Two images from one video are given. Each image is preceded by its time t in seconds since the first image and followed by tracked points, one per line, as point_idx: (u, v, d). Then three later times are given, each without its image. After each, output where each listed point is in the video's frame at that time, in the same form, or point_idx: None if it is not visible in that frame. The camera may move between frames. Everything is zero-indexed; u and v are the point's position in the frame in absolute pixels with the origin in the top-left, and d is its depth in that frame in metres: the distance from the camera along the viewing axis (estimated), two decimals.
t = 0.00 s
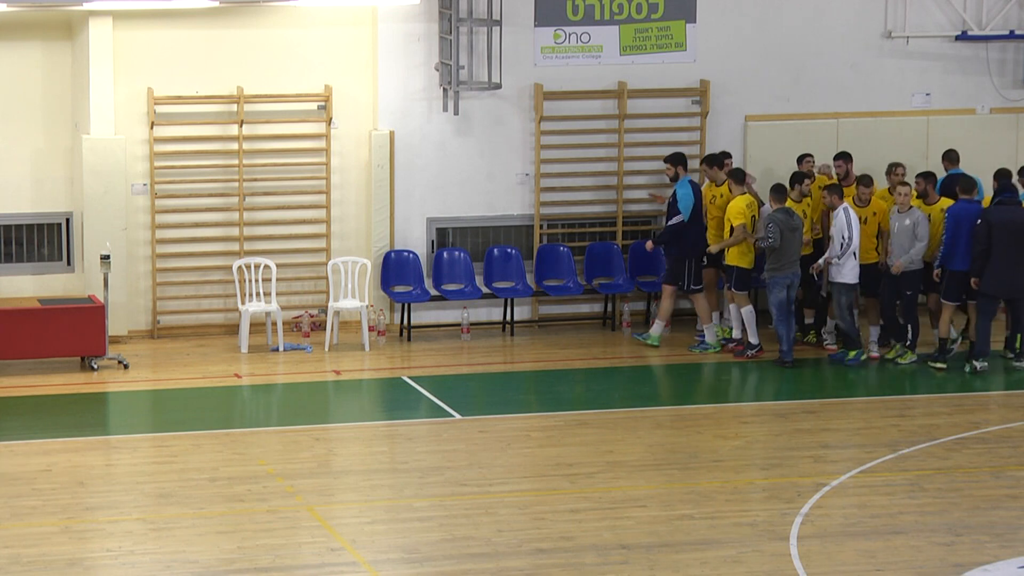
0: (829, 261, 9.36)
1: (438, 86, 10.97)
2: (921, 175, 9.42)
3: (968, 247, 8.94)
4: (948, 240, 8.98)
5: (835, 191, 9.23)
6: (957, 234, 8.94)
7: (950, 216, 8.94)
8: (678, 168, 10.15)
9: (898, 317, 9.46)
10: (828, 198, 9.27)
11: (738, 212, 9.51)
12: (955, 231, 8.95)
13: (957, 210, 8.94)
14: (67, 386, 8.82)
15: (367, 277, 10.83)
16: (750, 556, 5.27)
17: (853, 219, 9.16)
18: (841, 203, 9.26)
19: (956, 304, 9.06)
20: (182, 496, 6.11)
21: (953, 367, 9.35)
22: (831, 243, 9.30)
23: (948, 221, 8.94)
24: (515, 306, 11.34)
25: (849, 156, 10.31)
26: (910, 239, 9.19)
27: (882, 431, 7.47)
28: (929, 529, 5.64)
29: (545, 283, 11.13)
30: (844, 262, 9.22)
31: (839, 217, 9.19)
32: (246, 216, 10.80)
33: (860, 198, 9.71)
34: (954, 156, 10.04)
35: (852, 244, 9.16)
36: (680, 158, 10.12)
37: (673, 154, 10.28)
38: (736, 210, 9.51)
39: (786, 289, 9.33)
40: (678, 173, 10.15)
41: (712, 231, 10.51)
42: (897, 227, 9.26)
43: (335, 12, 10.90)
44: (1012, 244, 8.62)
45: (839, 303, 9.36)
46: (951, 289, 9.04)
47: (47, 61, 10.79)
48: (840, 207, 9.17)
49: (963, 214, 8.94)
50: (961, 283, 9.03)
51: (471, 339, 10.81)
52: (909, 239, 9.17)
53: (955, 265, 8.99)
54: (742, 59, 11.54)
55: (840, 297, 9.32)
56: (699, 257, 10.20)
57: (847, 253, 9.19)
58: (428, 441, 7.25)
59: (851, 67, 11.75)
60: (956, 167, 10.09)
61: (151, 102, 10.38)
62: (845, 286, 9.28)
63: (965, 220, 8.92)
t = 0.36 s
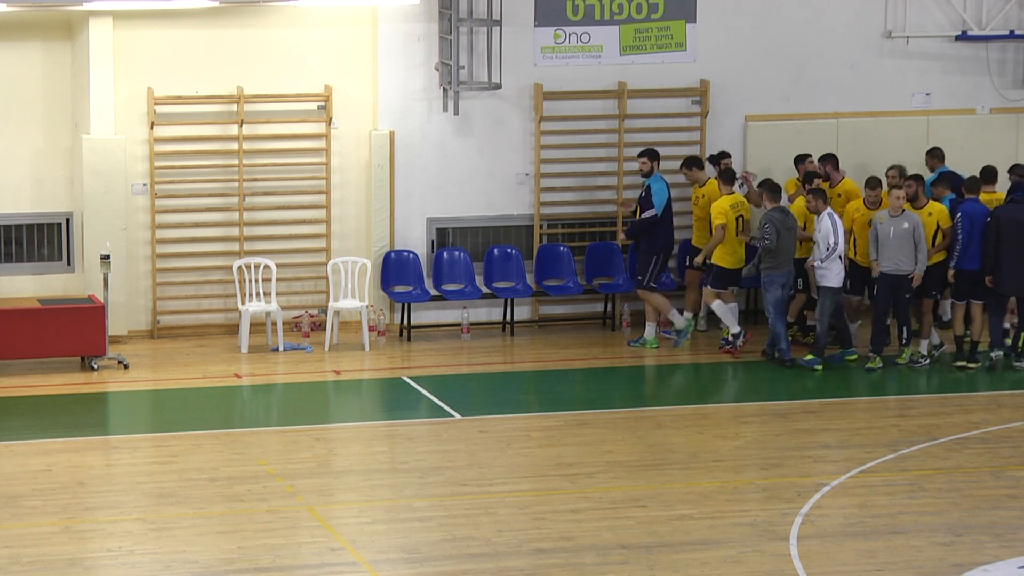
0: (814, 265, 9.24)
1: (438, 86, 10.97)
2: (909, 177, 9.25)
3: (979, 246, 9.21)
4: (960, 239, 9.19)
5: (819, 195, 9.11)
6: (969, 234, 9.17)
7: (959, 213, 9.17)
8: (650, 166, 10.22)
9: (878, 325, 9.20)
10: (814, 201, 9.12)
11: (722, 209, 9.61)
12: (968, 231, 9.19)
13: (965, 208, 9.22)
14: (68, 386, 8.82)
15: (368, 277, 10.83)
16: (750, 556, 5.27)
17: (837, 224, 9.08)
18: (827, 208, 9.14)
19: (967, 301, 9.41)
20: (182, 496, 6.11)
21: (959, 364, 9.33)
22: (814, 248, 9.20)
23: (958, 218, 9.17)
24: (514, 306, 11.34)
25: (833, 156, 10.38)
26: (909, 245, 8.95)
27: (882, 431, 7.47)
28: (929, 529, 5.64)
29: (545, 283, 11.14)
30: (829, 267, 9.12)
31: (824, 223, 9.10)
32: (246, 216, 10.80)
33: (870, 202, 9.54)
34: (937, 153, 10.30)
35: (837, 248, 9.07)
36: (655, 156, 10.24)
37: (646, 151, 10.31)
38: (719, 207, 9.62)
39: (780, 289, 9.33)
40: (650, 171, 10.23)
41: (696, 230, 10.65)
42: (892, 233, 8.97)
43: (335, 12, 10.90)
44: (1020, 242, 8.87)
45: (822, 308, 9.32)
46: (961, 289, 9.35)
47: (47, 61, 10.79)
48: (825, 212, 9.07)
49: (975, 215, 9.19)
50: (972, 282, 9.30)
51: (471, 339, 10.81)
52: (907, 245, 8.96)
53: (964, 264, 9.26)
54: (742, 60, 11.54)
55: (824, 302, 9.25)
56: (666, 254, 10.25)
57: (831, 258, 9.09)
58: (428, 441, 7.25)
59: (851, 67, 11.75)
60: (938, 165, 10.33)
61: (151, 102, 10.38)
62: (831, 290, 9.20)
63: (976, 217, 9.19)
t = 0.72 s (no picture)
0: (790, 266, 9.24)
1: (438, 86, 10.97)
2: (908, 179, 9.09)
3: (979, 246, 9.31)
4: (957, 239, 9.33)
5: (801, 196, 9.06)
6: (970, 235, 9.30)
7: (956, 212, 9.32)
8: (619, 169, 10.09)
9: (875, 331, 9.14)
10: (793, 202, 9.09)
11: (700, 205, 9.86)
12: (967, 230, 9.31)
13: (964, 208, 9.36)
14: (68, 385, 8.82)
15: (368, 277, 10.84)
16: (750, 556, 5.27)
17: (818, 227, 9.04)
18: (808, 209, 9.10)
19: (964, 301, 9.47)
20: (182, 496, 6.11)
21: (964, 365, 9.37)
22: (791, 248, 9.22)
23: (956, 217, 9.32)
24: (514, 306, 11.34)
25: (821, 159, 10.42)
26: (913, 248, 8.76)
27: (881, 432, 7.47)
28: (929, 529, 5.64)
29: (545, 283, 11.14)
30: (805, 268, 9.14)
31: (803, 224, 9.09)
32: (246, 216, 10.80)
33: (869, 205, 9.39)
34: (926, 151, 10.61)
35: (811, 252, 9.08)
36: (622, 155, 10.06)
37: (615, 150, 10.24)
38: (697, 203, 9.89)
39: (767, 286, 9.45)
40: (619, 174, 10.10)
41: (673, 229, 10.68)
42: (901, 236, 8.72)
43: (335, 12, 10.90)
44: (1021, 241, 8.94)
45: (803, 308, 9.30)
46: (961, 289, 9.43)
47: (47, 61, 10.79)
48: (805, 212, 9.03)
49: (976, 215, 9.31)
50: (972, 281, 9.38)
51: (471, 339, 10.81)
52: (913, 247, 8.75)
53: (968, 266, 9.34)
54: (743, 60, 11.54)
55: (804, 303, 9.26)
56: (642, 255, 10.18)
57: (805, 258, 9.10)
58: (428, 441, 7.25)
59: (851, 67, 11.75)
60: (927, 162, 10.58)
61: (151, 102, 10.38)
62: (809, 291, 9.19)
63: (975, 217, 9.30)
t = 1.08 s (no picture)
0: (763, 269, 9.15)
1: (438, 86, 10.97)
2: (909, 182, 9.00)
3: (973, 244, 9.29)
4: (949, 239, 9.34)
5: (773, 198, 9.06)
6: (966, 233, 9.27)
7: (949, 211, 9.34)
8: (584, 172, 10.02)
9: (909, 335, 8.77)
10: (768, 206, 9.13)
11: (683, 204, 10.00)
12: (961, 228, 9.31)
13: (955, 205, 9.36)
14: (68, 386, 8.82)
15: (368, 277, 10.84)
16: (750, 556, 5.27)
17: (787, 229, 8.97)
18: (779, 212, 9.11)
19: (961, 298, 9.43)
20: (182, 496, 6.11)
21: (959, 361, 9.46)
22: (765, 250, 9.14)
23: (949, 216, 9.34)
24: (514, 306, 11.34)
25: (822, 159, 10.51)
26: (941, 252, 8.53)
27: (881, 431, 7.47)
28: (929, 529, 5.64)
29: (545, 283, 11.14)
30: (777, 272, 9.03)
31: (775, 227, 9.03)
32: (246, 216, 10.80)
33: (859, 209, 9.14)
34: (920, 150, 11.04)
35: (779, 253, 8.98)
36: (587, 158, 9.99)
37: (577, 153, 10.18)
38: (679, 201, 10.04)
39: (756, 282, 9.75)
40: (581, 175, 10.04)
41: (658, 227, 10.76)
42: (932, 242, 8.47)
43: (335, 12, 10.90)
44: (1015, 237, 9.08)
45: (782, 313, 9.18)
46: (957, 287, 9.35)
47: (47, 61, 10.79)
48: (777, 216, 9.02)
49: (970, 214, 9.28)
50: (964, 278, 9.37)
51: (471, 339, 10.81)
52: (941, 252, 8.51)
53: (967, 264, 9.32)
54: (743, 59, 11.54)
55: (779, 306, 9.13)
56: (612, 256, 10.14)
57: (774, 260, 8.99)
58: (428, 441, 7.25)
59: (851, 67, 11.75)
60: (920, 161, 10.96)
61: (151, 102, 10.38)
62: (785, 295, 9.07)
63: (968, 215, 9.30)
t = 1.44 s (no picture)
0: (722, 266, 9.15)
1: (438, 86, 10.97)
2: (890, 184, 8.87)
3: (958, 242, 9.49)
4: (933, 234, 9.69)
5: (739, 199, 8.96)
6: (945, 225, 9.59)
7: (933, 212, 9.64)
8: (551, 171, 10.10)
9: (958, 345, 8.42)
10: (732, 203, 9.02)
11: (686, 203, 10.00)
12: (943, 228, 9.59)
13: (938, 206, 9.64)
14: (68, 386, 8.82)
15: (368, 277, 10.84)
16: (750, 556, 5.27)
17: (752, 228, 8.94)
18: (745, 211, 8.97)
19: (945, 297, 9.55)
20: (182, 496, 6.11)
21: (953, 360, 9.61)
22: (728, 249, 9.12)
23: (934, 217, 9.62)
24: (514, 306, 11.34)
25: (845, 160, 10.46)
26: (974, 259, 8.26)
27: (881, 431, 7.47)
28: (929, 529, 5.64)
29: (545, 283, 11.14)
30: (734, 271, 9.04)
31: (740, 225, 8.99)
32: (246, 216, 10.80)
33: (845, 217, 8.80)
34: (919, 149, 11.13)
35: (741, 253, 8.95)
36: (552, 158, 10.03)
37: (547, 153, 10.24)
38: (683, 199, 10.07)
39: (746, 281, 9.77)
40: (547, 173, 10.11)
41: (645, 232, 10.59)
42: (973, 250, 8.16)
43: (335, 12, 10.90)
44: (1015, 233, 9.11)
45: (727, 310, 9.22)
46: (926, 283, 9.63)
47: (47, 61, 10.79)
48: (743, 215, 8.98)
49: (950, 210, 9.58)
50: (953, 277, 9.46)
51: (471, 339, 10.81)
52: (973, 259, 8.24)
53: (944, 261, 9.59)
54: (743, 59, 11.54)
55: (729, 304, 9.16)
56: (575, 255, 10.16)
57: (734, 259, 8.98)
58: (428, 440, 7.25)
59: (851, 67, 11.75)
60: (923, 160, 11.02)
61: (151, 102, 10.38)
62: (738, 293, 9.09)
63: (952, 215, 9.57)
